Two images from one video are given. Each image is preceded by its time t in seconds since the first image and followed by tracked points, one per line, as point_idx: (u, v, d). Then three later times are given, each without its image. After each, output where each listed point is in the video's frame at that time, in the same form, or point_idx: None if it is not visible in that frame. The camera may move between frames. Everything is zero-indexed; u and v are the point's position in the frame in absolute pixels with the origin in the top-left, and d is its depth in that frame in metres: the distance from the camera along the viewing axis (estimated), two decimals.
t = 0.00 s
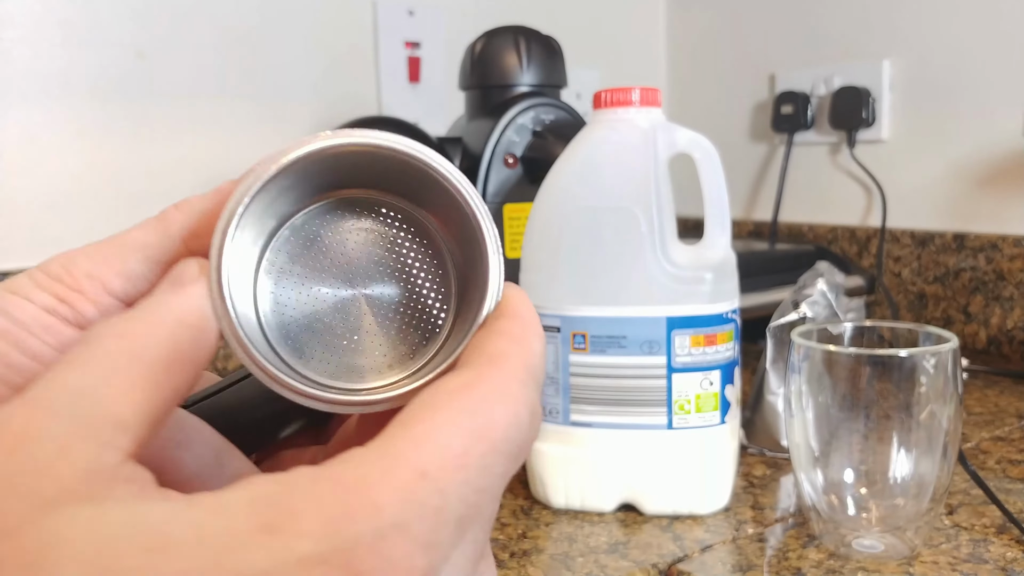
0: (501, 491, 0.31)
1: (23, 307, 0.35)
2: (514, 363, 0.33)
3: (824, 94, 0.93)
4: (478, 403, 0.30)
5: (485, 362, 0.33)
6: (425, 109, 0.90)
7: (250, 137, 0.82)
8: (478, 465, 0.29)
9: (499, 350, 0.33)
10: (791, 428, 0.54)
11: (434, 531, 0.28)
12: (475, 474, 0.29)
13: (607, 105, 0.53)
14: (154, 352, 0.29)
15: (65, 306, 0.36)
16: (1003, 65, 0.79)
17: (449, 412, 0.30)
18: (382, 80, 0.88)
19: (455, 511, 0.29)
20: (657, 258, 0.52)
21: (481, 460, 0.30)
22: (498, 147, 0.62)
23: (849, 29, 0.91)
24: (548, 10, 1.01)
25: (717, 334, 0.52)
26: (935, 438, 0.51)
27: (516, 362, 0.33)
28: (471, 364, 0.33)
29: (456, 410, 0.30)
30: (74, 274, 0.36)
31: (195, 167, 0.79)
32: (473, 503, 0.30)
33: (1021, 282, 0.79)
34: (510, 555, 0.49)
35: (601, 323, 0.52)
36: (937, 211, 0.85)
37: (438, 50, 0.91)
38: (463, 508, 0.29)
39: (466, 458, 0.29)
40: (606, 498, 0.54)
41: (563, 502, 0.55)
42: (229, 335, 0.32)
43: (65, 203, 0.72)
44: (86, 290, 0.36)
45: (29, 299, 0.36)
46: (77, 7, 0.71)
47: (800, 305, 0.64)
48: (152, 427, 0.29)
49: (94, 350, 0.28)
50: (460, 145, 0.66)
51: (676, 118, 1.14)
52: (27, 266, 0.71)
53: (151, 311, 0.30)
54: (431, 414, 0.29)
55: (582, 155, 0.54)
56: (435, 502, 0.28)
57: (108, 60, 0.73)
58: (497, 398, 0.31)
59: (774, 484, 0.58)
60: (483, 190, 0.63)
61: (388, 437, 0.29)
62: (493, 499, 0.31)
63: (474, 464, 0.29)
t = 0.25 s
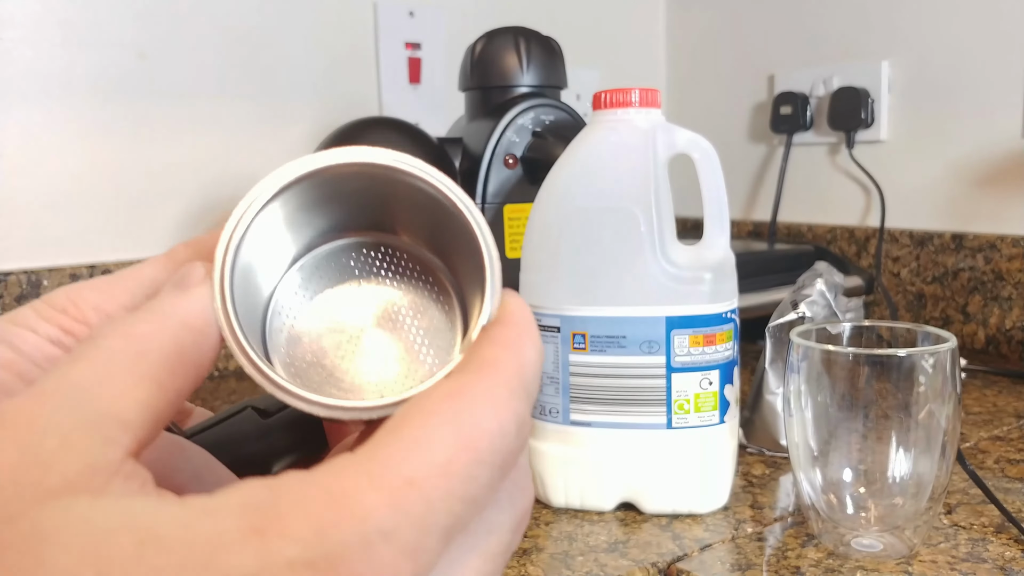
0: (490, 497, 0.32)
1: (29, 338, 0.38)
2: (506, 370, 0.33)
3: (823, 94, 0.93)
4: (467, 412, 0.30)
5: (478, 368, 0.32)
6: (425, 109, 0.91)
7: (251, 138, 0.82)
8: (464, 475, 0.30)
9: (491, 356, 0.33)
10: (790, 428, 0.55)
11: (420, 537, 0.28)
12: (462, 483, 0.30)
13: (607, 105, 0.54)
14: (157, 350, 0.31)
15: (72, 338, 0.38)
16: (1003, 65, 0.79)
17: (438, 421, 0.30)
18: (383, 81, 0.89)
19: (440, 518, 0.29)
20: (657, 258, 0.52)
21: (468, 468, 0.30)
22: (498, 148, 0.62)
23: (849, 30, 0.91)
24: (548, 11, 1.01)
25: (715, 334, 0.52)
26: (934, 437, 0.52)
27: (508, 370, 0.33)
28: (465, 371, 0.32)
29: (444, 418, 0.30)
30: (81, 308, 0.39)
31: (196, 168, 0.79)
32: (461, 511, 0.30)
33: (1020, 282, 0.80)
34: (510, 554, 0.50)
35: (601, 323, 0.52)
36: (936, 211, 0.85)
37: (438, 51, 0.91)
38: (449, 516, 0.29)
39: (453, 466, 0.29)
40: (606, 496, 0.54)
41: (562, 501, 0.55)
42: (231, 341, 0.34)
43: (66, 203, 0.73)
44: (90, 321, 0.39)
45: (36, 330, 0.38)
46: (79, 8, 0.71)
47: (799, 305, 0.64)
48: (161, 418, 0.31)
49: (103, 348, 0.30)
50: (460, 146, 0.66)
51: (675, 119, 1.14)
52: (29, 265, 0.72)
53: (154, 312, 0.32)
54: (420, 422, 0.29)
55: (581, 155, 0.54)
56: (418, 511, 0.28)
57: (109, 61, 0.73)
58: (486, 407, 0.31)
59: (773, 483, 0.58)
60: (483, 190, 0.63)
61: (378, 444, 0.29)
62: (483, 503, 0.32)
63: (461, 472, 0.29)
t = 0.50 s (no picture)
0: (475, 529, 0.32)
1: (24, 355, 0.39)
2: (499, 406, 0.33)
3: (823, 95, 0.93)
4: (458, 446, 0.31)
5: (471, 402, 0.33)
6: (425, 110, 0.91)
7: (251, 138, 0.82)
8: (452, 509, 0.30)
9: (484, 390, 0.34)
10: (790, 428, 0.55)
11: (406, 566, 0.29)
12: (450, 515, 0.30)
13: (607, 105, 0.54)
14: (141, 370, 0.32)
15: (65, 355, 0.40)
16: (1003, 65, 0.79)
17: (430, 454, 0.30)
18: (383, 82, 0.89)
19: (426, 549, 0.29)
20: (657, 258, 0.52)
21: (456, 502, 0.30)
22: (498, 148, 0.62)
23: (848, 30, 0.91)
24: (548, 12, 1.01)
25: (715, 333, 0.52)
26: (934, 437, 0.52)
27: (500, 406, 0.33)
28: (459, 404, 0.33)
29: (437, 451, 0.30)
30: (75, 326, 0.41)
31: (196, 168, 0.79)
32: (446, 542, 0.30)
33: (1019, 282, 0.80)
34: (510, 553, 0.50)
35: (601, 322, 0.52)
36: (936, 211, 0.86)
37: (438, 51, 0.91)
38: (435, 547, 0.30)
39: (442, 500, 0.30)
40: (606, 496, 0.54)
41: (562, 501, 0.55)
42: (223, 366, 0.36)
43: (67, 203, 0.73)
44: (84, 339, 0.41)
45: (30, 347, 0.40)
46: (79, 9, 0.71)
47: (799, 305, 0.64)
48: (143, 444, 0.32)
49: (89, 369, 0.31)
50: (460, 146, 0.66)
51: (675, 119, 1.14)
52: (30, 266, 0.72)
53: (139, 336, 0.33)
54: (413, 454, 0.30)
55: (581, 156, 0.54)
56: (406, 542, 0.29)
57: (109, 61, 0.73)
58: (477, 442, 0.31)
59: (773, 483, 0.59)
60: (483, 190, 0.63)
61: (371, 473, 0.29)
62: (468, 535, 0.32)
63: (450, 506, 0.30)
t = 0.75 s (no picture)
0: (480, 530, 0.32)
1: (16, 358, 0.40)
2: (492, 409, 0.34)
3: (823, 95, 0.93)
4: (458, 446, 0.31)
5: (467, 407, 0.33)
6: (425, 110, 0.91)
7: (251, 138, 0.82)
8: (457, 506, 0.30)
9: (479, 396, 0.34)
10: (790, 428, 0.55)
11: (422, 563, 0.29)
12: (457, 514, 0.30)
13: (607, 105, 0.54)
14: (147, 367, 0.32)
15: (58, 358, 0.41)
16: (1003, 65, 0.79)
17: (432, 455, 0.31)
18: (382, 82, 0.89)
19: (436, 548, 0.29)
20: (656, 258, 0.52)
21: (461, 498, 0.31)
22: (498, 149, 0.62)
23: (848, 31, 0.91)
24: (548, 12, 1.01)
25: (715, 333, 0.52)
26: (934, 437, 0.52)
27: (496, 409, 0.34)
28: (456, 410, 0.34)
29: (438, 452, 0.31)
30: (67, 329, 0.41)
31: (196, 168, 0.79)
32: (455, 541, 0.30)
33: (1019, 282, 0.80)
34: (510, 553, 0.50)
35: (601, 322, 0.52)
36: (936, 211, 0.86)
37: (438, 51, 0.91)
38: (446, 543, 0.30)
39: (444, 500, 0.30)
40: (605, 496, 0.54)
41: (562, 501, 0.55)
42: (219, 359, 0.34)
43: (67, 203, 0.73)
44: (75, 342, 0.41)
45: (21, 350, 0.40)
46: (79, 9, 0.71)
47: (799, 305, 0.64)
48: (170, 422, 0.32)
49: (100, 364, 0.31)
50: (460, 146, 0.66)
51: (675, 119, 1.14)
52: (30, 266, 0.72)
53: (145, 327, 0.33)
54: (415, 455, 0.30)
55: (581, 156, 0.54)
56: (419, 536, 0.29)
57: (109, 61, 0.73)
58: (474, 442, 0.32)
59: (772, 483, 0.59)
60: (483, 190, 0.63)
61: (376, 476, 0.29)
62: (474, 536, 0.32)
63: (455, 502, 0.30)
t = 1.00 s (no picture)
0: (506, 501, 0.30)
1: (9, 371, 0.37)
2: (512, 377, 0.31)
3: (823, 95, 0.93)
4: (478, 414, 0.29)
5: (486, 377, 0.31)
6: (425, 110, 0.91)
7: (251, 138, 0.82)
8: (478, 481, 0.28)
9: (497, 368, 0.32)
10: (790, 428, 0.55)
11: (442, 535, 0.27)
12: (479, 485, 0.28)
13: (607, 105, 0.54)
14: (174, 357, 0.31)
15: (56, 371, 0.38)
16: (1003, 65, 0.79)
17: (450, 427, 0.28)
18: (383, 82, 0.89)
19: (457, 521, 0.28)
20: (656, 258, 0.52)
21: (484, 469, 0.29)
22: (498, 149, 0.62)
23: (847, 31, 0.91)
24: (548, 12, 1.01)
25: (715, 333, 0.52)
26: (933, 437, 0.52)
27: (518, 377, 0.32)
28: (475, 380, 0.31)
29: (456, 424, 0.29)
30: (70, 342, 0.38)
31: (196, 168, 0.79)
32: (479, 513, 0.28)
33: (1019, 282, 0.80)
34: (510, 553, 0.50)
35: (601, 322, 0.52)
36: (936, 211, 0.86)
37: (438, 51, 0.91)
38: (469, 515, 0.28)
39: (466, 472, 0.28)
40: (605, 496, 0.54)
41: (562, 501, 0.55)
42: (230, 348, 0.32)
43: (66, 203, 0.73)
44: (75, 355, 0.38)
45: (19, 363, 0.38)
46: (80, 9, 0.71)
47: (799, 305, 0.64)
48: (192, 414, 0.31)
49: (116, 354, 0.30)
50: (460, 146, 0.65)
51: (675, 120, 1.14)
52: (30, 265, 0.72)
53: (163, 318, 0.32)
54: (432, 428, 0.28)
55: (581, 156, 0.54)
56: (438, 510, 0.27)
57: (109, 61, 0.73)
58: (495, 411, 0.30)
59: (772, 483, 0.59)
60: (483, 190, 0.63)
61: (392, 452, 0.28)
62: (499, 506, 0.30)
63: (477, 473, 0.28)
